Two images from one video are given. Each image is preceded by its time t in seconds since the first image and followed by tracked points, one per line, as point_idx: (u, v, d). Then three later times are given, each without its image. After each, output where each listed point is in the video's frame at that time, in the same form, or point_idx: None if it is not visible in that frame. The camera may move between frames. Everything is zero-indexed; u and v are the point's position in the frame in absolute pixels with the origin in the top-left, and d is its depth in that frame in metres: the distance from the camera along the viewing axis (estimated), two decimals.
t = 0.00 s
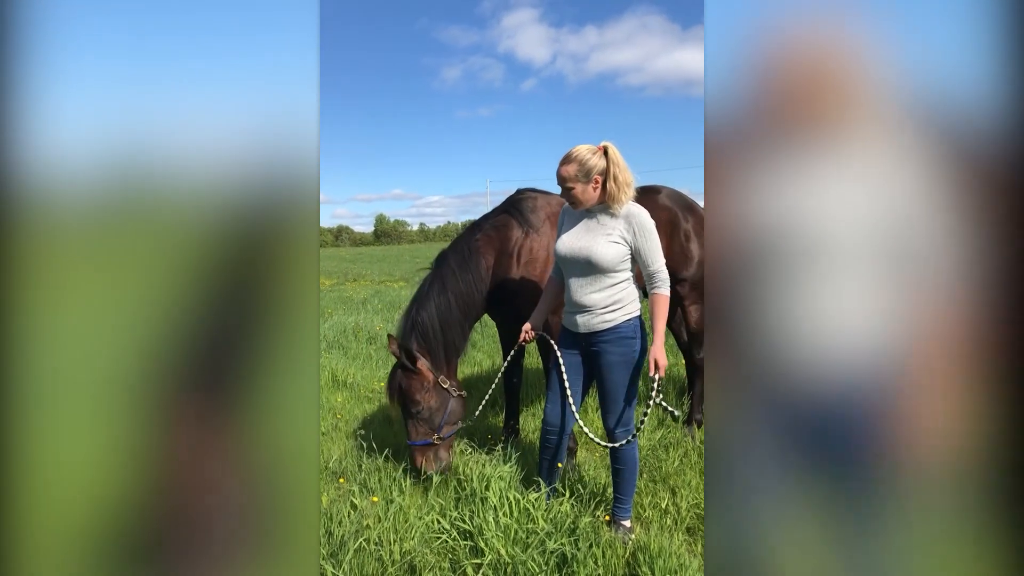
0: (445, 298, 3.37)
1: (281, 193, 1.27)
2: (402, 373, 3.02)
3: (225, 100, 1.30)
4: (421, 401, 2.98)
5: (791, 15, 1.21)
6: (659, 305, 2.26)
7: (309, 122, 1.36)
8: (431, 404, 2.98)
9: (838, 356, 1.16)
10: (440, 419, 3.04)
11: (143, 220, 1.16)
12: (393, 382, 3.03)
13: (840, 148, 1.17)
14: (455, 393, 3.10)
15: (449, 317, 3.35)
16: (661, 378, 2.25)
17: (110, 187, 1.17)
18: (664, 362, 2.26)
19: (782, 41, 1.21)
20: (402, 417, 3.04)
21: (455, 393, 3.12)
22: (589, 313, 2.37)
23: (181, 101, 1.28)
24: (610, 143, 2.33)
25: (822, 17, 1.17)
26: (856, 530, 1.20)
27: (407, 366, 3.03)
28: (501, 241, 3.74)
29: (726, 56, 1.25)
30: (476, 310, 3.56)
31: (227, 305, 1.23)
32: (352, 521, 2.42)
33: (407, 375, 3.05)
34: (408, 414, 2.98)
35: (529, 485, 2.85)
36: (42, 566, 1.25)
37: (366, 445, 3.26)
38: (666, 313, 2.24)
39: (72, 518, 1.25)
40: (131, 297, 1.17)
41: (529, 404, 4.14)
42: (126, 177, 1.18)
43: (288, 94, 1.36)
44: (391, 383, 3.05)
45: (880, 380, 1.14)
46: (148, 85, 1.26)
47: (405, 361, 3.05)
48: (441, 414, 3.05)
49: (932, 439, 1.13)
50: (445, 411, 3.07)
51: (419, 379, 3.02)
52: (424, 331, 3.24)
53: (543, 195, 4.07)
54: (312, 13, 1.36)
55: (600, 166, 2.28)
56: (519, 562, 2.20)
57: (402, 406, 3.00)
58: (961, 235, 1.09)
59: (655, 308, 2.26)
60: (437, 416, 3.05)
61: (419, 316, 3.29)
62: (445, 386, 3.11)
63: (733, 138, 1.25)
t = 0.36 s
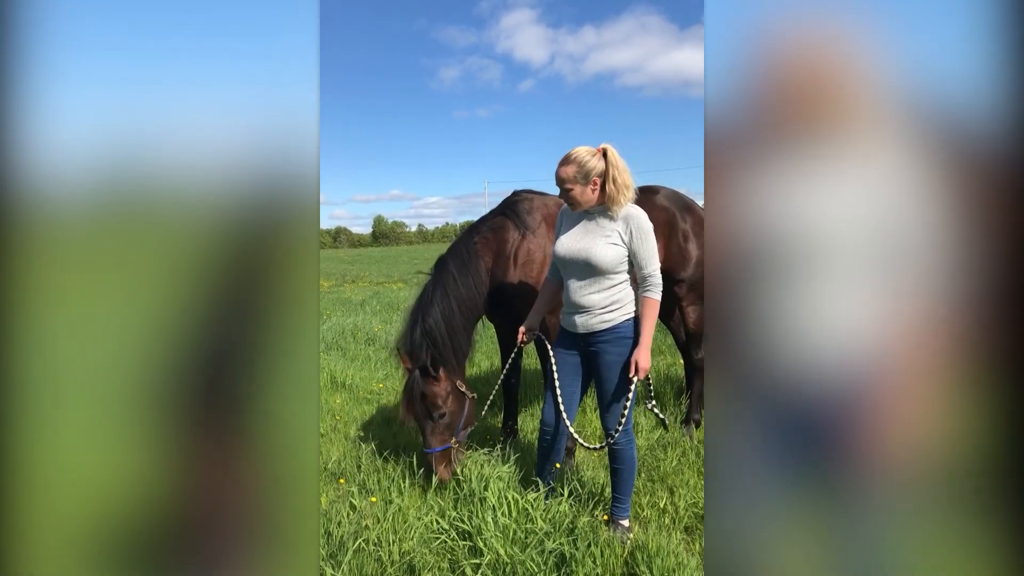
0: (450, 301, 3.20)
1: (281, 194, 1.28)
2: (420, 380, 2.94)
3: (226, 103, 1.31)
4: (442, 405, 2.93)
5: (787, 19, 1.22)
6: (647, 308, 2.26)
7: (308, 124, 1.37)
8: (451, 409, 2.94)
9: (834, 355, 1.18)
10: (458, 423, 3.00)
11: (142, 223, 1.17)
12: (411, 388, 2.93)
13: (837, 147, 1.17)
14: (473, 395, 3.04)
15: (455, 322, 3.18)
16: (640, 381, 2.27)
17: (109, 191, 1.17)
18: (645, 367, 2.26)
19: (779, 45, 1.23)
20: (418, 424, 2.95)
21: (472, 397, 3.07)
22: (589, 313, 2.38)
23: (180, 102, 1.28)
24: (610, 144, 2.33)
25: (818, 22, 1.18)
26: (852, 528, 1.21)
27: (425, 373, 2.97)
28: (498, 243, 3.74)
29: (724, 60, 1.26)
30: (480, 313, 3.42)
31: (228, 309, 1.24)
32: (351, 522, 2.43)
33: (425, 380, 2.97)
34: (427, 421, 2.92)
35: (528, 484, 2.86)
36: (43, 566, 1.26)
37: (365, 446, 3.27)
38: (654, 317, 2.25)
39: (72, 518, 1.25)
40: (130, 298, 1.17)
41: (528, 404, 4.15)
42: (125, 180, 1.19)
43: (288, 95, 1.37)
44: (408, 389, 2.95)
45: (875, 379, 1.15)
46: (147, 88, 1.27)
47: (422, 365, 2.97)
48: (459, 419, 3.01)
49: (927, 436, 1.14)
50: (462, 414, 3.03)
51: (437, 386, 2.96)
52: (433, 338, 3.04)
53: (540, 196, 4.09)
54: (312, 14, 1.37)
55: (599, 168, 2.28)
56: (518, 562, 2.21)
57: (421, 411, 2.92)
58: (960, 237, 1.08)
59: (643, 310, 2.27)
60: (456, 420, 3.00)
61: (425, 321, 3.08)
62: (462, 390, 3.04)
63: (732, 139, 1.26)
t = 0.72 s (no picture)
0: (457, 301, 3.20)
1: (284, 193, 1.29)
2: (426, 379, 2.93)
3: (229, 102, 1.32)
4: (449, 407, 2.92)
5: (788, 19, 1.22)
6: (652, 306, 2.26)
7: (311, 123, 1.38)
8: (456, 409, 2.92)
9: (834, 355, 1.18)
10: (461, 428, 2.99)
11: (148, 221, 1.18)
12: (419, 386, 2.92)
13: (837, 146, 1.18)
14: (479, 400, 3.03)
15: (461, 321, 3.18)
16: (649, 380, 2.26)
17: (114, 189, 1.18)
18: (655, 366, 2.26)
19: (780, 45, 1.23)
20: (421, 424, 2.91)
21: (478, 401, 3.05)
22: (592, 312, 2.38)
23: (184, 101, 1.29)
24: (614, 143, 2.33)
25: (819, 22, 1.19)
26: (853, 526, 1.21)
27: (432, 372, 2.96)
28: (503, 243, 3.73)
29: (727, 59, 1.26)
30: (485, 312, 3.42)
31: (232, 307, 1.25)
32: (353, 519, 2.44)
33: (433, 380, 2.95)
34: (431, 419, 2.90)
35: (530, 482, 2.87)
36: (47, 561, 1.27)
37: (367, 444, 3.28)
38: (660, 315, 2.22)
39: (77, 513, 1.27)
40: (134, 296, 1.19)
41: (530, 403, 4.16)
42: (129, 179, 1.20)
43: (290, 96, 1.38)
44: (415, 387, 2.93)
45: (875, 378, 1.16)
46: (150, 87, 1.27)
47: (429, 365, 2.97)
48: (463, 423, 3.00)
49: (924, 434, 1.15)
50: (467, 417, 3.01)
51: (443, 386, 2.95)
52: (439, 338, 3.04)
53: (544, 196, 4.10)
54: (315, 15, 1.38)
55: (603, 167, 2.29)
56: (520, 560, 2.22)
57: (427, 411, 2.89)
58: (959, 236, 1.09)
59: (649, 309, 2.27)
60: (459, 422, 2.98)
61: (431, 320, 3.08)
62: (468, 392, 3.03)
63: (730, 138, 1.26)
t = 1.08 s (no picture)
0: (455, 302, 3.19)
1: (285, 194, 1.29)
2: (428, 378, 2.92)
3: (228, 104, 1.32)
4: (453, 405, 2.92)
5: (787, 20, 1.22)
6: (650, 309, 2.27)
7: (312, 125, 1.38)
8: (458, 407, 2.93)
9: (832, 355, 1.18)
10: (464, 426, 3.00)
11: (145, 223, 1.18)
12: (421, 387, 2.88)
13: (837, 146, 1.18)
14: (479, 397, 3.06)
15: (460, 321, 3.19)
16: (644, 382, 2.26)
17: (111, 190, 1.18)
18: (650, 369, 2.26)
19: (779, 46, 1.23)
20: (425, 425, 2.88)
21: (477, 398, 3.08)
22: (590, 314, 2.38)
23: (183, 104, 1.29)
24: (612, 145, 2.34)
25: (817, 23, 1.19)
26: (851, 527, 1.21)
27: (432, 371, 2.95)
28: (502, 244, 3.73)
29: (725, 60, 1.27)
30: (485, 314, 3.42)
31: (230, 310, 1.25)
32: (351, 521, 2.44)
33: (434, 379, 2.94)
34: (434, 419, 2.88)
35: (528, 484, 2.87)
36: (44, 565, 1.26)
37: (366, 446, 3.28)
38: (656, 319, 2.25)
39: (74, 517, 1.26)
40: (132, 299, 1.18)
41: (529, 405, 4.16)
42: (127, 180, 1.20)
43: (289, 98, 1.38)
44: (418, 389, 2.89)
45: (871, 379, 1.16)
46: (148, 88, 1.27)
47: (429, 365, 2.96)
48: (466, 421, 3.01)
49: (922, 434, 1.15)
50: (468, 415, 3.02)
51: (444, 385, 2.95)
52: (439, 338, 3.04)
53: (543, 198, 4.10)
54: (314, 17, 1.38)
55: (601, 169, 2.29)
56: (518, 562, 2.22)
57: (431, 411, 2.87)
58: (959, 237, 1.09)
59: (646, 312, 2.28)
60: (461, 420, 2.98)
61: (431, 321, 3.08)
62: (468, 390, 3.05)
63: (730, 137, 1.26)
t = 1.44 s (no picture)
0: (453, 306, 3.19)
1: (284, 197, 1.29)
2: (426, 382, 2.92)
3: (226, 107, 1.32)
4: (450, 410, 2.89)
5: (783, 28, 1.24)
6: (646, 312, 2.28)
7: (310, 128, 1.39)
8: (458, 411, 2.91)
9: (827, 358, 1.19)
10: (463, 431, 2.96)
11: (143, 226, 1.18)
12: (419, 392, 2.88)
13: (835, 144, 1.18)
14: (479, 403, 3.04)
15: (458, 324, 3.18)
16: (640, 385, 2.27)
17: (109, 192, 1.18)
18: (645, 372, 2.27)
19: (776, 53, 1.25)
20: (423, 429, 2.87)
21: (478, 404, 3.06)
22: (586, 316, 2.39)
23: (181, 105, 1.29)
24: (609, 149, 2.35)
25: (813, 31, 1.21)
26: (846, 528, 1.21)
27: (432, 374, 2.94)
28: (499, 247, 3.74)
29: (723, 67, 1.28)
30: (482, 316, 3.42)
31: (227, 312, 1.25)
32: (346, 524, 2.44)
33: (432, 383, 2.93)
34: (432, 423, 2.86)
35: (524, 486, 2.87)
36: (39, 566, 1.26)
37: (361, 448, 3.27)
38: (653, 322, 2.25)
39: (68, 518, 1.26)
40: (130, 300, 1.18)
41: (524, 407, 4.17)
42: (125, 183, 1.20)
43: (286, 101, 1.38)
44: (416, 393, 2.89)
45: (865, 382, 1.17)
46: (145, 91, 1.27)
47: (427, 369, 2.95)
48: (464, 426, 2.98)
49: (917, 436, 1.16)
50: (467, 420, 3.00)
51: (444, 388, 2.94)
52: (436, 342, 3.04)
53: (539, 200, 4.12)
54: (312, 21, 1.39)
55: (598, 173, 2.29)
56: (513, 564, 2.23)
57: (428, 416, 2.85)
58: (952, 242, 1.09)
59: (642, 314, 2.29)
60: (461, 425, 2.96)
61: (428, 325, 3.08)
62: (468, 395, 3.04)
63: (728, 140, 1.28)
